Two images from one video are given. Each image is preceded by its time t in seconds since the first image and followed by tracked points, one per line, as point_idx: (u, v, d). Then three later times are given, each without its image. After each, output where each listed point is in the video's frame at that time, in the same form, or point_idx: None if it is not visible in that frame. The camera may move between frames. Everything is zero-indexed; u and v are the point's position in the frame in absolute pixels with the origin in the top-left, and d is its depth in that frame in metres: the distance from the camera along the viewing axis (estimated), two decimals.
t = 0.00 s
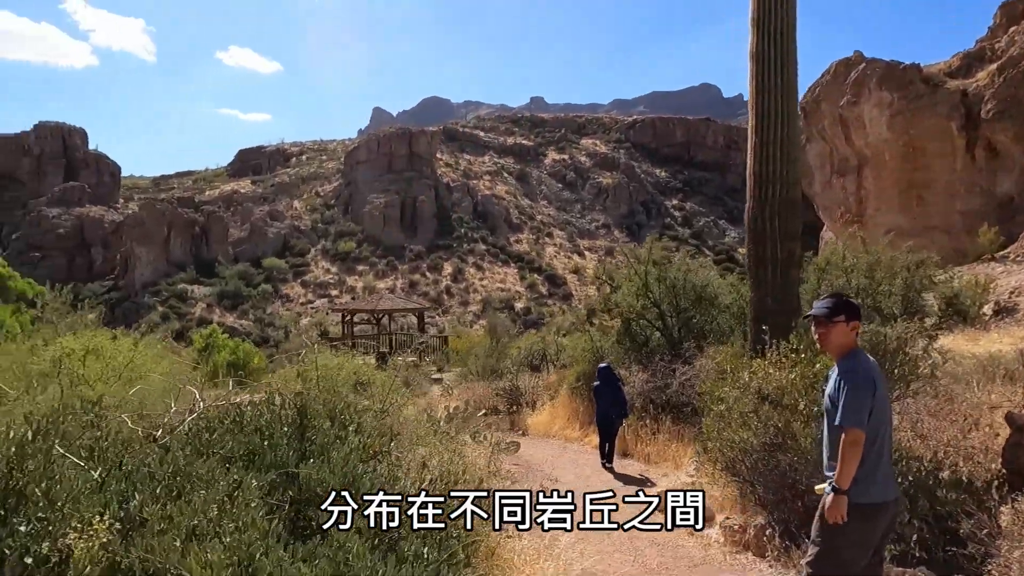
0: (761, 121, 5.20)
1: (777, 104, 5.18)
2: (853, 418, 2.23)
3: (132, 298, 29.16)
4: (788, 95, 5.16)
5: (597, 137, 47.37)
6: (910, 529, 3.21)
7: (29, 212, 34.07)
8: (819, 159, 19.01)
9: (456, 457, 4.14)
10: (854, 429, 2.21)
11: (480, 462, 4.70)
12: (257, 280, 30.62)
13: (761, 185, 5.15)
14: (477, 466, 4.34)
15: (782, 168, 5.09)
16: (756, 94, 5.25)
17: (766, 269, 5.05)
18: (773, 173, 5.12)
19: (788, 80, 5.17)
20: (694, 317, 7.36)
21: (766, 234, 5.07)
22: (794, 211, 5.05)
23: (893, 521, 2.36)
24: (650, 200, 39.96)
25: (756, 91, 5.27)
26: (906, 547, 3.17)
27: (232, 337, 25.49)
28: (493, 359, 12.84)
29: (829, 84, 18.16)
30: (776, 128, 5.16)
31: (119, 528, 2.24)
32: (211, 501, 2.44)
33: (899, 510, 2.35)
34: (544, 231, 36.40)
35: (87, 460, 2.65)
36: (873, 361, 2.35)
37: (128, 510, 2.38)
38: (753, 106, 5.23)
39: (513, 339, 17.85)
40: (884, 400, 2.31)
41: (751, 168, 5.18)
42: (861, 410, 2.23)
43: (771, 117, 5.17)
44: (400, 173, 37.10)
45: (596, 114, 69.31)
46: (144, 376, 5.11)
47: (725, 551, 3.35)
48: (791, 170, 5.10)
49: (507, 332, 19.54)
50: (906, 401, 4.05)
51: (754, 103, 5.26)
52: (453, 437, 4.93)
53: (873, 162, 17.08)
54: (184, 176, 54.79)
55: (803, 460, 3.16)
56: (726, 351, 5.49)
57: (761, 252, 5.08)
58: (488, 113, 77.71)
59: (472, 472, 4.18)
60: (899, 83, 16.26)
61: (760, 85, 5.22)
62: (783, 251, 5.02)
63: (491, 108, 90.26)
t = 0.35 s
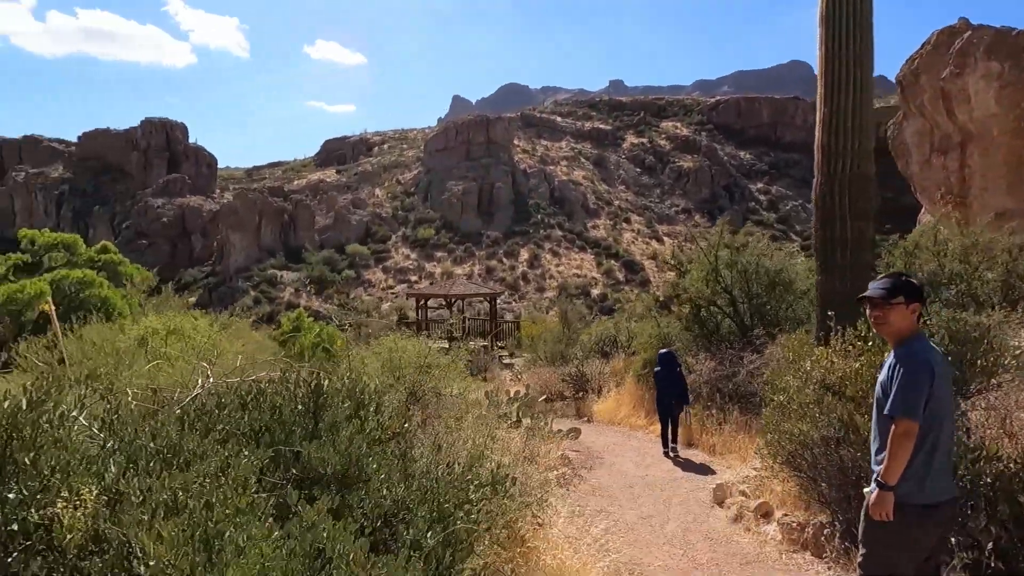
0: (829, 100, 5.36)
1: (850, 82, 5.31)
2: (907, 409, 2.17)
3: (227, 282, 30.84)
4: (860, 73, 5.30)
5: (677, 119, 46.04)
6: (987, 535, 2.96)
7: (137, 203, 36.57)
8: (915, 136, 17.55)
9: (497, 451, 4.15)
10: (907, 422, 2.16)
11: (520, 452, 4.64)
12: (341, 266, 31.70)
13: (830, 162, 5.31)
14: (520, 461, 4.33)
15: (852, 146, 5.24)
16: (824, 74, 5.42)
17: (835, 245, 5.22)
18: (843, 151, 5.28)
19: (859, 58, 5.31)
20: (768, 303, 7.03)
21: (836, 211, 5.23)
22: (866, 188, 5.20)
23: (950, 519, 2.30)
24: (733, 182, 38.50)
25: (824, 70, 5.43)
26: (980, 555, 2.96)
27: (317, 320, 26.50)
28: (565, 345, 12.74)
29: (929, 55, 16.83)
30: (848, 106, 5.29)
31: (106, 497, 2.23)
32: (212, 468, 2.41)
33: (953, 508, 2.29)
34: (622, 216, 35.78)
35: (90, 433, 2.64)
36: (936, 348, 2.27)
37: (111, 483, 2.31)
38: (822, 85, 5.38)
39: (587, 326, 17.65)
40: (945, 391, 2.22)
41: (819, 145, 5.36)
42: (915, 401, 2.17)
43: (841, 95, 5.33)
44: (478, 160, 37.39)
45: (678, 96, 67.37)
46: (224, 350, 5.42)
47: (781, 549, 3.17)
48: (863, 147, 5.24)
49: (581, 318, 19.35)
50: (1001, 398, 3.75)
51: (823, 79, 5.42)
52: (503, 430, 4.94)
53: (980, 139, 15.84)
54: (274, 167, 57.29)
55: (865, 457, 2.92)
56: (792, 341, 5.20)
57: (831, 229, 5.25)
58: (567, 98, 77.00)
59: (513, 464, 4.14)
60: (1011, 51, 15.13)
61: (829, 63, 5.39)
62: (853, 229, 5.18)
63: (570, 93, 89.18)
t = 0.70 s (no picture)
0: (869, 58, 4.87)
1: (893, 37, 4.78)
2: (870, 401, 2.02)
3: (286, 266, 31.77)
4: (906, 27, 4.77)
5: (736, 100, 44.64)
6: None
7: (202, 190, 37.95)
8: (989, 113, 16.71)
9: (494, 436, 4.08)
10: (868, 415, 2.01)
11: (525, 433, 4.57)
12: (395, 251, 32.15)
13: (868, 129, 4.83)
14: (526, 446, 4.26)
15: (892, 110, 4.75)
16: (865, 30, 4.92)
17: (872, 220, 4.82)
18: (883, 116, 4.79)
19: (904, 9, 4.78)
20: (815, 287, 6.73)
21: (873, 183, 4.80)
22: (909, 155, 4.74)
23: (931, 524, 2.09)
24: (794, 164, 37.13)
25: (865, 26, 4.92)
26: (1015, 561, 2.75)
27: (372, 305, 27.03)
28: (613, 329, 12.57)
29: (1008, 25, 15.77)
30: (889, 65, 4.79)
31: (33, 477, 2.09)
32: (157, 446, 2.33)
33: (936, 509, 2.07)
34: (677, 200, 35.02)
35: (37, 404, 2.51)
36: (920, 335, 2.07)
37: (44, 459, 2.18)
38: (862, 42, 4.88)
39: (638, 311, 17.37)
40: (925, 384, 2.03)
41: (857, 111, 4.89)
42: (881, 394, 2.01)
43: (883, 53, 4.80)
44: (530, 144, 37.20)
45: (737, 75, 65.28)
46: (247, 327, 5.47)
47: (806, 545, 3.00)
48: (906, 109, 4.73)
49: (632, 304, 19.05)
50: None
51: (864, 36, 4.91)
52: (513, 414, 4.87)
53: None
54: (331, 153, 58.42)
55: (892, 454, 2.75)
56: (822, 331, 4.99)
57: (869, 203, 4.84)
58: (622, 80, 75.66)
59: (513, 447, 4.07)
60: None
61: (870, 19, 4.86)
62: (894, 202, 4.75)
63: (625, 75, 87.68)
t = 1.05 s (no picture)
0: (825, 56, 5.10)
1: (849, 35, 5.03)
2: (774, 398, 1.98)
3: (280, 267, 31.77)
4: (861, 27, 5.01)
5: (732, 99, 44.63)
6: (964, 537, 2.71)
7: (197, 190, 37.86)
8: (982, 112, 16.69)
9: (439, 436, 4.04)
10: (772, 412, 1.97)
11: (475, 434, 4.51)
12: (390, 251, 32.05)
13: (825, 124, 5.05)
14: (479, 447, 4.23)
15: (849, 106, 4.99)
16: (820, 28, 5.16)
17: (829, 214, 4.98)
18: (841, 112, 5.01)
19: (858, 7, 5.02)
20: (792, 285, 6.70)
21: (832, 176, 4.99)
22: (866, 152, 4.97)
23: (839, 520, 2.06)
24: (790, 164, 37.11)
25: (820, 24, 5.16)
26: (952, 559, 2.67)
27: (366, 305, 26.96)
28: (606, 329, 12.51)
29: (996, 24, 15.92)
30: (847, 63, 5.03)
31: None
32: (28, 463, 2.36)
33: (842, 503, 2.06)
34: (672, 200, 34.97)
35: None
36: (824, 331, 2.05)
37: None
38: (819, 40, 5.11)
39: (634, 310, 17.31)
40: (828, 381, 2.00)
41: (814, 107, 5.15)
42: (783, 391, 1.98)
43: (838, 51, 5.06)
44: (525, 144, 37.15)
45: (735, 75, 65.16)
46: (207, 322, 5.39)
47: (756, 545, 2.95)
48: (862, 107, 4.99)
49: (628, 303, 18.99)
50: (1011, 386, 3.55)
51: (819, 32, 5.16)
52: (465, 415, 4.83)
53: None
54: (328, 153, 58.27)
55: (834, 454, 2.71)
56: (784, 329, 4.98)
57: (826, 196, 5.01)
58: (620, 80, 75.50)
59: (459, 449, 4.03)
60: None
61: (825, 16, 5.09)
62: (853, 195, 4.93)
63: (623, 75, 87.63)
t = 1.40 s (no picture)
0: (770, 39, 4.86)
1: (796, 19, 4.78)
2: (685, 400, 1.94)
3: (266, 277, 31.60)
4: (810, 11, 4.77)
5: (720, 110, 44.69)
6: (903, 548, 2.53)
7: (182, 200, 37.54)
8: (960, 123, 16.85)
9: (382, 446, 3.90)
10: (683, 416, 1.93)
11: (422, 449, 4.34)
12: (377, 261, 31.87)
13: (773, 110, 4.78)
14: (425, 458, 4.17)
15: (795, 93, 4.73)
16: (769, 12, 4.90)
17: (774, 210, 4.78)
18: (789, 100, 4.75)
19: None
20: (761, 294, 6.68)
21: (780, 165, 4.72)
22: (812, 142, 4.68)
23: (748, 525, 2.05)
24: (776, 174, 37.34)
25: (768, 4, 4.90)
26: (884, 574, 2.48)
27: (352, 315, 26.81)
28: (590, 339, 12.42)
29: (972, 36, 16.06)
30: (794, 50, 4.79)
31: None
32: None
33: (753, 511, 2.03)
34: (660, 210, 35.05)
35: None
36: (737, 337, 2.02)
37: None
38: (764, 23, 4.87)
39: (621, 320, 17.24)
40: (740, 385, 1.98)
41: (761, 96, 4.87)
42: (694, 396, 1.93)
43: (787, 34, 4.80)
44: (513, 155, 36.88)
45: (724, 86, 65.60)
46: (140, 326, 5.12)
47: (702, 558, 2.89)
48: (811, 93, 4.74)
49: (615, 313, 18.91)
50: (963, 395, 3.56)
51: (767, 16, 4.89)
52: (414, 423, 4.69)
53: None
54: (317, 163, 58.06)
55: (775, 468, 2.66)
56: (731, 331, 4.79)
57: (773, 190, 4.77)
58: (610, 91, 75.81)
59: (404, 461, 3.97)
60: None
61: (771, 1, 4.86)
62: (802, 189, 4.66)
63: (612, 86, 88.06)
